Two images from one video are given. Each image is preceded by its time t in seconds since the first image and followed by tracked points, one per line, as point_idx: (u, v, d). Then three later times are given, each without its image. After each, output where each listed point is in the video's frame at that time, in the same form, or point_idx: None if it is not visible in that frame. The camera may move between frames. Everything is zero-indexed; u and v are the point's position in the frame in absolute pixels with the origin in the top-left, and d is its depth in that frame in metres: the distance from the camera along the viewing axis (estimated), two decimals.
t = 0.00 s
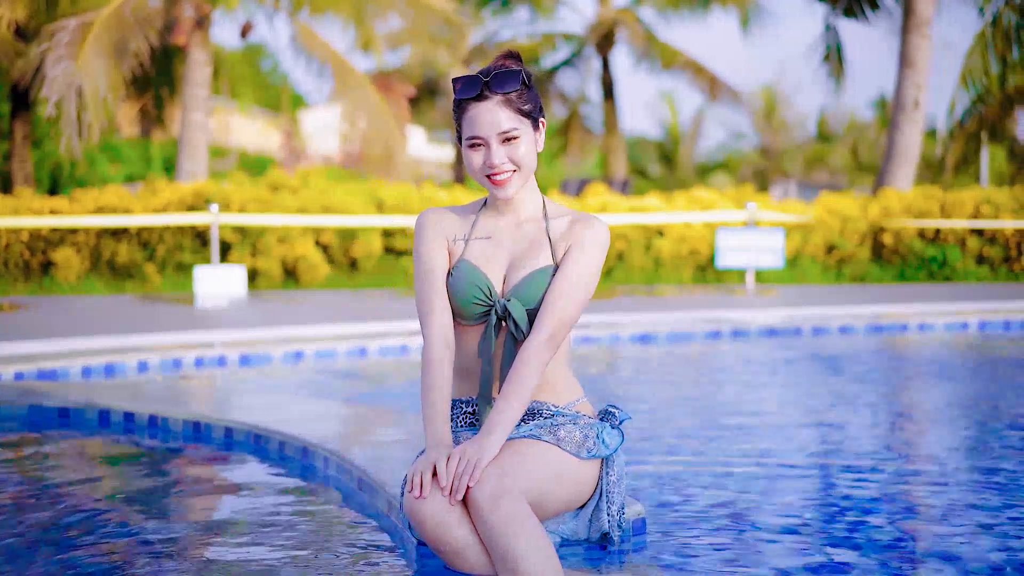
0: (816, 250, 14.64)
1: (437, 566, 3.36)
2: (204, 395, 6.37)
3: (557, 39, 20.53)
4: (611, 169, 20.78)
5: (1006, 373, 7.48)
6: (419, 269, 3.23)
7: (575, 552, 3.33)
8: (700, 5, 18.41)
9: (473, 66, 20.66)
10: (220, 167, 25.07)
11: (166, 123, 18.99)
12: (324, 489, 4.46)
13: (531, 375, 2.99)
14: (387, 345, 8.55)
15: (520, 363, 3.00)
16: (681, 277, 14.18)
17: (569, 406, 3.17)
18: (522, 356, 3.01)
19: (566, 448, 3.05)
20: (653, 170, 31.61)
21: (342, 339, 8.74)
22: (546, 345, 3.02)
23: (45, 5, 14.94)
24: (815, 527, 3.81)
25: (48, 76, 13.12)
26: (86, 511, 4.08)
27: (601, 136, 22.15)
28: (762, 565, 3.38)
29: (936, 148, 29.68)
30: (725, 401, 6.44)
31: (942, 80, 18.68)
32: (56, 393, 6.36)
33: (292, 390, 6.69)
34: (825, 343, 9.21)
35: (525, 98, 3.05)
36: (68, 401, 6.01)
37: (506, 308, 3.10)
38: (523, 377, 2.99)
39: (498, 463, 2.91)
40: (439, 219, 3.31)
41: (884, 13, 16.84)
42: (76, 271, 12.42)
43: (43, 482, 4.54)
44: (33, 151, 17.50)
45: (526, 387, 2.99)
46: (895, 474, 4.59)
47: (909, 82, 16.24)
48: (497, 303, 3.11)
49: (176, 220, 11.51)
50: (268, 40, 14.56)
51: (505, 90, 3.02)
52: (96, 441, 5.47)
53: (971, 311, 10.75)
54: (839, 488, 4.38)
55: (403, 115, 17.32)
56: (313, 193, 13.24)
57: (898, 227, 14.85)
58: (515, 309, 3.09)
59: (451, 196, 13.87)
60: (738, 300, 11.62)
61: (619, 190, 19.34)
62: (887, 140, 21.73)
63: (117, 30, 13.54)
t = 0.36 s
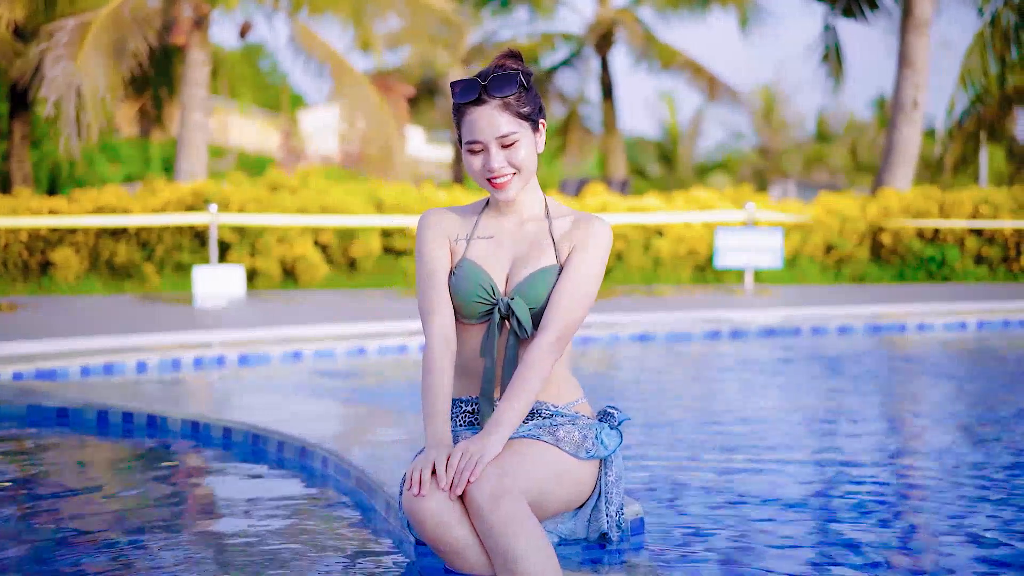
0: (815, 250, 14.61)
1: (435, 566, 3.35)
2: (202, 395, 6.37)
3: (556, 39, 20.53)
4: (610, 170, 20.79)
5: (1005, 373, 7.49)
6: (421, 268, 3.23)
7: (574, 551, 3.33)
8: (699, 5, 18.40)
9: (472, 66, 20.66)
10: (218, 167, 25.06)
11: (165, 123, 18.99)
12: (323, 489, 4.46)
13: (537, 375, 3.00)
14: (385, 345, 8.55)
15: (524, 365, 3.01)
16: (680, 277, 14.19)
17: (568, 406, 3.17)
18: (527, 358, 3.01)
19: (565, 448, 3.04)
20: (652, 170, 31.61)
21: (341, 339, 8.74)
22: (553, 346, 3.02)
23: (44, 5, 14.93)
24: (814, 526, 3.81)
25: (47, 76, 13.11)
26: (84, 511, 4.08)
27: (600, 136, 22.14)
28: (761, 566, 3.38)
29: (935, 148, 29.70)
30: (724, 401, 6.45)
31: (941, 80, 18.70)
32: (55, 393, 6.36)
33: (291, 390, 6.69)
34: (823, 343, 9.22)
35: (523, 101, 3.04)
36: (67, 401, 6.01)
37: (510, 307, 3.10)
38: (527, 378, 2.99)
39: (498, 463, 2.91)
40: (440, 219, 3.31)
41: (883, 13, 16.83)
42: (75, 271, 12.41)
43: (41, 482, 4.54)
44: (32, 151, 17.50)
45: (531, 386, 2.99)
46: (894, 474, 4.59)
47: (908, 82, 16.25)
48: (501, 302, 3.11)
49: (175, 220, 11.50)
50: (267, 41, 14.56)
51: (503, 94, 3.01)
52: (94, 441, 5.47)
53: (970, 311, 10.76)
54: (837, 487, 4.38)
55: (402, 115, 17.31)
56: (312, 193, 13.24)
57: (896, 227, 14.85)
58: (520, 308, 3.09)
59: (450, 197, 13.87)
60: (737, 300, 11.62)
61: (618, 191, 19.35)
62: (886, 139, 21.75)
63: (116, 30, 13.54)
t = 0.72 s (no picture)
0: (814, 250, 14.60)
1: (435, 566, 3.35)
2: (202, 395, 6.37)
3: (555, 40, 20.52)
4: (609, 170, 20.80)
5: (1004, 373, 7.49)
6: (422, 268, 3.23)
7: (573, 551, 3.32)
8: (698, 5, 18.40)
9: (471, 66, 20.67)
10: (217, 167, 25.06)
11: (164, 123, 18.98)
12: (322, 489, 4.46)
13: (543, 378, 3.01)
14: (384, 345, 8.55)
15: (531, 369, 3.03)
16: (678, 277, 14.20)
17: (567, 407, 3.18)
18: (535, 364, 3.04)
19: (563, 449, 3.04)
20: (651, 170, 31.61)
21: (341, 339, 8.74)
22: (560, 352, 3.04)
23: (42, 6, 14.94)
24: (811, 526, 3.81)
25: (46, 76, 13.10)
26: (83, 511, 4.08)
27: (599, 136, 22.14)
28: (762, 566, 3.38)
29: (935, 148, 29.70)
30: (723, 401, 6.45)
31: (941, 80, 18.70)
32: (54, 393, 6.36)
33: (290, 390, 6.69)
34: (822, 343, 9.22)
35: (522, 103, 3.04)
36: (66, 401, 6.01)
37: (511, 306, 3.09)
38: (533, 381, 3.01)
39: (498, 462, 2.91)
40: (441, 220, 3.31)
41: (882, 13, 16.83)
42: (74, 271, 12.39)
43: (39, 482, 4.54)
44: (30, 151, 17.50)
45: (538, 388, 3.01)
46: (892, 474, 4.59)
47: (907, 82, 16.25)
48: (502, 301, 3.11)
49: (173, 220, 11.49)
50: (265, 40, 14.56)
51: (501, 96, 3.01)
52: (93, 441, 5.47)
53: (970, 311, 10.75)
54: (836, 487, 4.38)
55: (401, 115, 17.31)
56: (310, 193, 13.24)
57: (895, 227, 14.85)
58: (521, 307, 3.08)
59: (449, 197, 13.87)
60: (737, 300, 11.63)
61: (617, 190, 19.35)
62: (885, 138, 21.76)
63: (115, 30, 13.54)
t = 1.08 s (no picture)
0: (813, 250, 14.61)
1: (434, 566, 3.34)
2: (201, 395, 6.37)
3: (554, 39, 20.51)
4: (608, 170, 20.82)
5: (1004, 373, 7.49)
6: (421, 270, 3.24)
7: (572, 552, 3.32)
8: (697, 5, 18.40)
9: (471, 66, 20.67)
10: (216, 167, 25.07)
11: (163, 123, 18.97)
12: (320, 489, 4.46)
13: (552, 386, 3.01)
14: (383, 344, 8.55)
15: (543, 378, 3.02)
16: (677, 277, 14.23)
17: (567, 407, 3.18)
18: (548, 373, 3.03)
19: (562, 450, 3.05)
20: (650, 170, 31.61)
21: (340, 339, 8.74)
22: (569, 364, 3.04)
23: (42, 5, 14.93)
24: (811, 527, 3.81)
25: (46, 76, 13.11)
26: (83, 511, 4.08)
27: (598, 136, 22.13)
28: (761, 566, 3.38)
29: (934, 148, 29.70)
30: (722, 401, 6.45)
31: (940, 80, 18.69)
32: (53, 393, 6.36)
33: (289, 390, 6.69)
34: (821, 343, 9.23)
35: (521, 105, 3.04)
36: (65, 401, 6.00)
37: (510, 306, 3.09)
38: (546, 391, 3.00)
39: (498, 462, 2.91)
40: (441, 220, 3.31)
41: (881, 14, 16.84)
42: (73, 271, 12.38)
43: (39, 482, 4.54)
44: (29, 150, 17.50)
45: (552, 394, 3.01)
46: (891, 474, 4.59)
47: (906, 82, 16.26)
48: (501, 301, 3.10)
49: (172, 220, 11.49)
50: (264, 40, 14.56)
51: (501, 98, 3.00)
52: (92, 441, 5.47)
53: (969, 311, 10.75)
54: (835, 487, 4.38)
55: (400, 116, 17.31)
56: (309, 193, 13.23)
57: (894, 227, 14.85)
58: (520, 307, 3.07)
59: (448, 196, 13.86)
60: (736, 300, 11.62)
61: (616, 190, 19.36)
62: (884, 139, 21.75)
63: (114, 30, 13.54)
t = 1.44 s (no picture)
0: (812, 250, 14.62)
1: (432, 567, 3.34)
2: (200, 395, 6.37)
3: (553, 39, 20.51)
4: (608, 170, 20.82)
5: (1003, 373, 7.50)
6: (418, 272, 3.25)
7: (572, 552, 3.33)
8: (697, 5, 18.42)
9: (470, 66, 20.67)
10: (215, 167, 25.06)
11: (162, 123, 18.96)
12: (320, 489, 4.46)
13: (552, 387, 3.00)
14: (382, 344, 8.54)
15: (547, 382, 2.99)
16: (677, 277, 14.22)
17: (566, 407, 3.19)
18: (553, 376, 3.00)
19: (560, 450, 3.04)
20: (649, 170, 31.60)
21: (339, 339, 8.74)
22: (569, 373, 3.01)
23: (41, 6, 14.92)
24: (811, 527, 3.82)
25: (45, 76, 13.11)
26: (82, 510, 4.08)
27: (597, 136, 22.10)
28: (760, 565, 3.39)
29: (933, 148, 29.72)
30: (722, 401, 6.45)
31: (939, 80, 18.69)
32: (52, 393, 6.36)
33: (289, 390, 6.69)
34: (819, 343, 9.23)
35: (521, 106, 3.03)
36: (64, 401, 6.00)
37: (507, 307, 3.08)
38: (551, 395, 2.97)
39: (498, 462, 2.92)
40: (439, 220, 3.31)
41: (880, 14, 16.84)
42: (72, 271, 12.38)
43: (39, 481, 4.54)
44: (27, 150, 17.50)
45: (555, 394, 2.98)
46: (889, 474, 4.60)
47: (906, 83, 16.27)
48: (498, 302, 3.10)
49: (172, 220, 11.49)
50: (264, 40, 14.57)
51: (500, 99, 3.00)
52: (92, 441, 5.46)
53: (969, 311, 10.75)
54: (834, 487, 4.39)
55: (400, 116, 17.31)
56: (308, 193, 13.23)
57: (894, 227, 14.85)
58: (517, 308, 3.07)
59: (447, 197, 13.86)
60: (736, 300, 11.62)
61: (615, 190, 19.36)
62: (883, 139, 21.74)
63: (114, 30, 13.54)
